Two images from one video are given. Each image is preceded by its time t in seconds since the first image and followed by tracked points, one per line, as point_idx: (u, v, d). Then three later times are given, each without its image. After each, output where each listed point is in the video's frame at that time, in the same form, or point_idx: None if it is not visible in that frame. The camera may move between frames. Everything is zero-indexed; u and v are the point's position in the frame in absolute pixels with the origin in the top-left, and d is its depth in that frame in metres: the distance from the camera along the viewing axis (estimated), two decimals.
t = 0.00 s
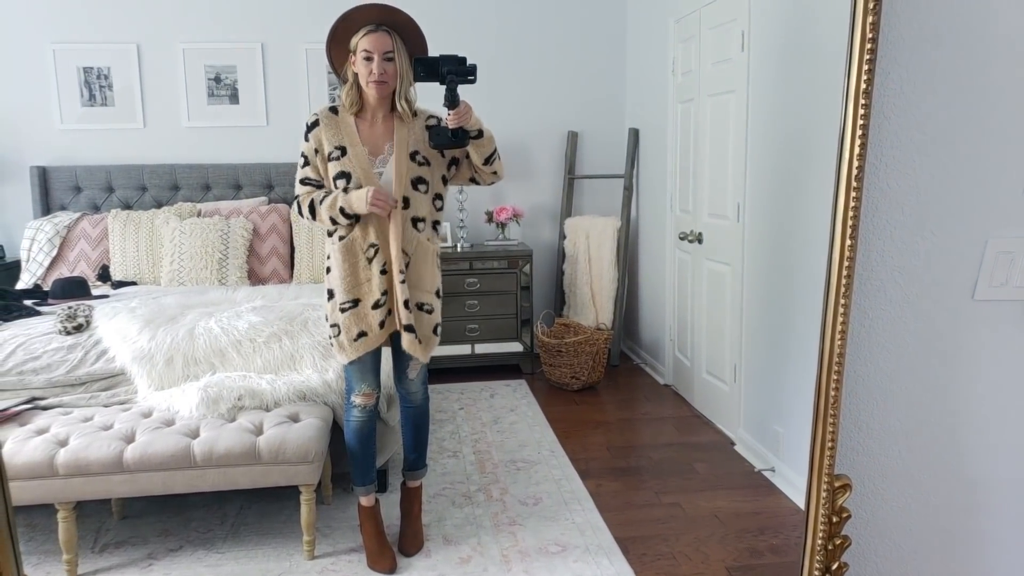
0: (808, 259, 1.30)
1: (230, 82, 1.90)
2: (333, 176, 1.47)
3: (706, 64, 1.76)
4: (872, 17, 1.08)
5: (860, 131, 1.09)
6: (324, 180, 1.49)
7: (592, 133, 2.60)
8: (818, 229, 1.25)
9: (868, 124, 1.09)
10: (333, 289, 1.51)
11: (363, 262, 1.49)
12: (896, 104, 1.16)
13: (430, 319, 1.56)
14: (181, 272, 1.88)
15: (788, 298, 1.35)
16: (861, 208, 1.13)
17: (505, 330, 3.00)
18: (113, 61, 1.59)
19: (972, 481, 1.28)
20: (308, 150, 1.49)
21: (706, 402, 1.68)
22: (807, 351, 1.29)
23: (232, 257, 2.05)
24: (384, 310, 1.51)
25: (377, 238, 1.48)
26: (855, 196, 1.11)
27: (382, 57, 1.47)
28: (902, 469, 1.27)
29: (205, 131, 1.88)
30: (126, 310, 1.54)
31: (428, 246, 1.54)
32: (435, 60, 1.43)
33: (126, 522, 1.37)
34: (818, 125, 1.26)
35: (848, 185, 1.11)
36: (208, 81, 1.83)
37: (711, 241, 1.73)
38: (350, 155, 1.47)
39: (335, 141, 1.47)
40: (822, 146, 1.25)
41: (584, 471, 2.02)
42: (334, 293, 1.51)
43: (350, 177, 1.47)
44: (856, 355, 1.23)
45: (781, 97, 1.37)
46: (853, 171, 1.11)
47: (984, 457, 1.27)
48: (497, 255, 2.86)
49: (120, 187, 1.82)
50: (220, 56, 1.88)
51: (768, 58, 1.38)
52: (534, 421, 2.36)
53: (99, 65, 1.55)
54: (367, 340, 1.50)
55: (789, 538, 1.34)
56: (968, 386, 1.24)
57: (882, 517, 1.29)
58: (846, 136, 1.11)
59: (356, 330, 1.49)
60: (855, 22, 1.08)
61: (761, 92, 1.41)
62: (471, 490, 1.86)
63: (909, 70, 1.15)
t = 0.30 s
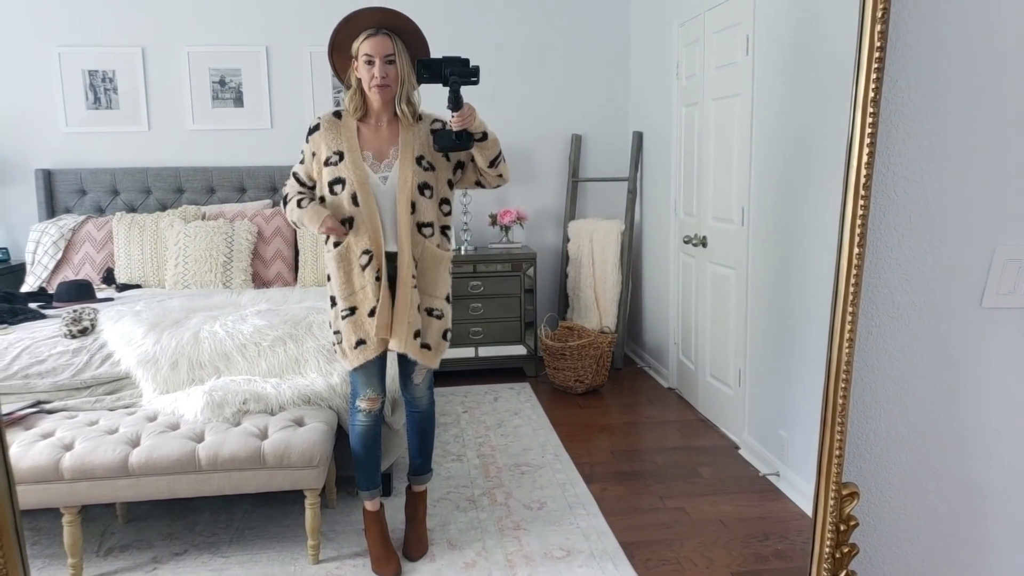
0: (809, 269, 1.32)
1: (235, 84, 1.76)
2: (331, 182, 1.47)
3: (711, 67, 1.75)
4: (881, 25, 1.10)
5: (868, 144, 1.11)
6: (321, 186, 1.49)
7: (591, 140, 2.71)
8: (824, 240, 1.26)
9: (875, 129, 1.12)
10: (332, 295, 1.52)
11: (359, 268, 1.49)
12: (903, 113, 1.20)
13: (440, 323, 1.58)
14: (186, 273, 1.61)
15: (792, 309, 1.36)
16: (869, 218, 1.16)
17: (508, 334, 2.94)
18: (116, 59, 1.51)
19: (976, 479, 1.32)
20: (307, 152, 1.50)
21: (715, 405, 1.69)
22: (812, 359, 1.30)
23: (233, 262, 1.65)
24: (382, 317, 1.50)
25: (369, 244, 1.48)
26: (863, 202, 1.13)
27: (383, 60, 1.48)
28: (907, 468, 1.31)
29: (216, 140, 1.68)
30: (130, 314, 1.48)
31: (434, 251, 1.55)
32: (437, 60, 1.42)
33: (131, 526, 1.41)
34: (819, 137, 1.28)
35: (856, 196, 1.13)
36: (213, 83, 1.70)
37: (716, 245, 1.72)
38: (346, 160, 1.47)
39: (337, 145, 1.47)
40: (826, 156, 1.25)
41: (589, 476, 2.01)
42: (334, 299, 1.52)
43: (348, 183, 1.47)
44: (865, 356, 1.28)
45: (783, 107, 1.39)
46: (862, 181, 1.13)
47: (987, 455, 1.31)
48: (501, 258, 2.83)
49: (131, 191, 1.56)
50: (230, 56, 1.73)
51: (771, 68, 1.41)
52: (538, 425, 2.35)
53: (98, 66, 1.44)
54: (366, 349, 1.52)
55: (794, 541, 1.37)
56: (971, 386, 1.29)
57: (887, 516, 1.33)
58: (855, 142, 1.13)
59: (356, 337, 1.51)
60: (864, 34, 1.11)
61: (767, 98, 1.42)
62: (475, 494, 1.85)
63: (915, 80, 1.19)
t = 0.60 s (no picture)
0: (822, 275, 1.31)
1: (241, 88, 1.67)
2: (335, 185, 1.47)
3: (717, 70, 1.75)
4: (897, 27, 1.10)
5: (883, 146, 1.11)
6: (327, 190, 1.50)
7: (597, 138, 2.49)
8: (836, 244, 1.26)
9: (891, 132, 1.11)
10: (336, 300, 1.52)
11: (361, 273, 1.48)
12: (919, 116, 1.20)
13: (446, 328, 1.58)
14: (193, 275, 1.66)
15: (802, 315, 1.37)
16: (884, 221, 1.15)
17: (513, 338, 2.93)
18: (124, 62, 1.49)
19: (991, 485, 1.31)
20: (315, 153, 1.49)
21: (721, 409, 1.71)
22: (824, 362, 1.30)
23: (239, 264, 1.70)
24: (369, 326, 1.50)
25: (366, 251, 1.46)
26: (879, 205, 1.13)
27: (391, 63, 1.48)
28: (921, 474, 1.30)
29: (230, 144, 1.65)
30: (136, 316, 1.52)
31: (439, 256, 1.55)
32: (441, 64, 1.45)
33: (136, 528, 1.38)
34: (835, 141, 1.27)
35: (871, 199, 1.13)
36: (218, 86, 1.62)
37: (722, 249, 1.72)
38: (351, 163, 1.46)
39: (343, 147, 1.47)
40: (841, 160, 1.25)
41: (594, 481, 2.00)
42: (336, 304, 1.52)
43: (350, 187, 1.46)
44: (880, 361, 1.27)
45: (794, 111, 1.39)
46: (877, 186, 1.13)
47: (1002, 460, 1.30)
48: (506, 261, 2.84)
49: (137, 193, 1.59)
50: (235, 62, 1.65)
51: (783, 71, 1.40)
52: (543, 429, 2.35)
53: (105, 67, 1.43)
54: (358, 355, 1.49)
55: (803, 547, 1.37)
56: (987, 391, 1.28)
57: (900, 523, 1.32)
58: (870, 145, 1.13)
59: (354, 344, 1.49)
60: (880, 33, 1.11)
61: (782, 102, 1.42)
62: (481, 498, 1.85)
63: (931, 83, 1.19)
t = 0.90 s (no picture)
0: (831, 275, 1.32)
1: (250, 91, 1.62)
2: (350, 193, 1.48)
3: (727, 74, 1.75)
4: (908, 31, 1.10)
5: (894, 144, 1.12)
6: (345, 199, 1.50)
7: (607, 143, 2.28)
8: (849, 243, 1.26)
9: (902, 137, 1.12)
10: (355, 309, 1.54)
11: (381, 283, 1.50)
12: (929, 122, 1.25)
13: (453, 332, 1.58)
14: (203, 278, 1.65)
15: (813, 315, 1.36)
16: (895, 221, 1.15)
17: (519, 341, 2.93)
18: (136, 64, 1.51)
19: (997, 481, 1.35)
20: (334, 159, 1.50)
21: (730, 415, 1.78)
22: (840, 366, 1.30)
23: (248, 267, 1.69)
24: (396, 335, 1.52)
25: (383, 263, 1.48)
26: (889, 209, 1.13)
27: (400, 69, 1.50)
28: (928, 470, 1.35)
29: (239, 148, 1.64)
30: (147, 317, 1.52)
31: (447, 260, 1.55)
32: (448, 70, 1.43)
33: (145, 529, 1.40)
34: (841, 141, 1.27)
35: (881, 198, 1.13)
36: (227, 91, 1.58)
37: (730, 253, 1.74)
38: (363, 169, 1.47)
39: (355, 152, 1.48)
40: (849, 158, 1.25)
41: (601, 485, 1.99)
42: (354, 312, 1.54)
43: (362, 195, 1.47)
44: (891, 363, 1.32)
45: (807, 112, 1.39)
46: (887, 187, 1.13)
47: (1011, 458, 1.35)
48: (512, 265, 2.78)
49: (147, 195, 1.58)
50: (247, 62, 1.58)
51: (790, 73, 1.41)
52: (550, 433, 2.34)
53: (117, 73, 1.45)
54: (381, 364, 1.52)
55: (811, 555, 1.42)
56: (992, 388, 1.33)
57: (907, 517, 1.37)
58: (880, 150, 1.14)
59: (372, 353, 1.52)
60: (891, 28, 1.11)
61: (790, 107, 1.44)
62: (487, 503, 1.84)
63: (940, 89, 1.24)
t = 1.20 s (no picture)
0: (830, 282, 1.40)
1: (260, 96, 1.62)
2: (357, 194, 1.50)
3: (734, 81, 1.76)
4: (908, 39, 1.18)
5: (893, 153, 1.20)
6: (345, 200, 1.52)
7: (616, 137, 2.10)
8: (846, 254, 1.34)
9: (902, 147, 1.21)
10: (360, 310, 1.54)
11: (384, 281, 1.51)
12: (931, 128, 1.36)
13: (463, 334, 1.59)
14: (210, 281, 1.65)
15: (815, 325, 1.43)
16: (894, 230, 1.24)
17: (524, 346, 2.88)
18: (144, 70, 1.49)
19: (993, 463, 1.47)
20: (333, 161, 1.52)
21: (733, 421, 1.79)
22: (839, 380, 1.39)
23: (256, 271, 1.70)
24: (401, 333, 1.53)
25: (390, 259, 1.50)
26: (888, 215, 1.22)
27: (408, 72, 1.50)
28: (926, 453, 1.47)
29: (247, 152, 1.64)
30: (155, 320, 1.51)
31: (458, 263, 1.56)
32: (458, 74, 1.47)
33: (151, 531, 1.39)
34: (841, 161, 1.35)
35: (881, 209, 1.23)
36: (237, 95, 1.59)
37: (737, 258, 1.72)
38: (370, 172, 1.49)
39: (363, 157, 1.49)
40: (846, 173, 1.33)
41: (606, 491, 1.98)
42: (361, 314, 1.54)
43: (371, 196, 1.48)
44: (892, 360, 1.44)
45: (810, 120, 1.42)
46: (887, 195, 1.22)
47: (1005, 447, 1.47)
48: (519, 272, 2.63)
49: (157, 199, 1.58)
50: (256, 68, 1.60)
51: (794, 85, 1.44)
52: (556, 439, 2.33)
53: (129, 77, 1.45)
54: (388, 363, 1.52)
55: (816, 561, 1.47)
56: (989, 374, 1.45)
57: (907, 497, 1.49)
58: (879, 159, 1.23)
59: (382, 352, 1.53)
60: (891, 44, 1.20)
61: (795, 114, 1.45)
62: (491, 507, 1.84)
63: (941, 94, 1.35)
